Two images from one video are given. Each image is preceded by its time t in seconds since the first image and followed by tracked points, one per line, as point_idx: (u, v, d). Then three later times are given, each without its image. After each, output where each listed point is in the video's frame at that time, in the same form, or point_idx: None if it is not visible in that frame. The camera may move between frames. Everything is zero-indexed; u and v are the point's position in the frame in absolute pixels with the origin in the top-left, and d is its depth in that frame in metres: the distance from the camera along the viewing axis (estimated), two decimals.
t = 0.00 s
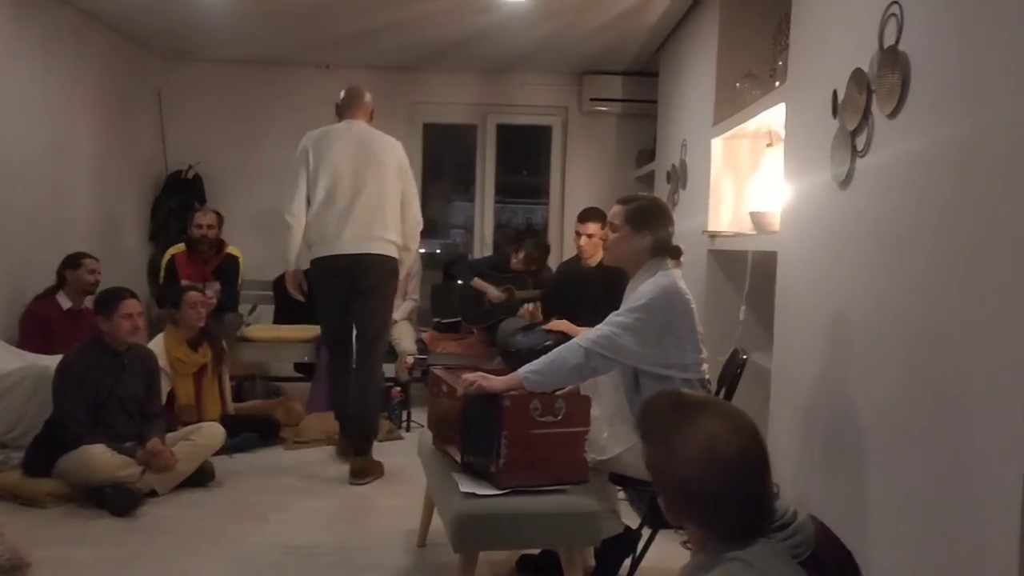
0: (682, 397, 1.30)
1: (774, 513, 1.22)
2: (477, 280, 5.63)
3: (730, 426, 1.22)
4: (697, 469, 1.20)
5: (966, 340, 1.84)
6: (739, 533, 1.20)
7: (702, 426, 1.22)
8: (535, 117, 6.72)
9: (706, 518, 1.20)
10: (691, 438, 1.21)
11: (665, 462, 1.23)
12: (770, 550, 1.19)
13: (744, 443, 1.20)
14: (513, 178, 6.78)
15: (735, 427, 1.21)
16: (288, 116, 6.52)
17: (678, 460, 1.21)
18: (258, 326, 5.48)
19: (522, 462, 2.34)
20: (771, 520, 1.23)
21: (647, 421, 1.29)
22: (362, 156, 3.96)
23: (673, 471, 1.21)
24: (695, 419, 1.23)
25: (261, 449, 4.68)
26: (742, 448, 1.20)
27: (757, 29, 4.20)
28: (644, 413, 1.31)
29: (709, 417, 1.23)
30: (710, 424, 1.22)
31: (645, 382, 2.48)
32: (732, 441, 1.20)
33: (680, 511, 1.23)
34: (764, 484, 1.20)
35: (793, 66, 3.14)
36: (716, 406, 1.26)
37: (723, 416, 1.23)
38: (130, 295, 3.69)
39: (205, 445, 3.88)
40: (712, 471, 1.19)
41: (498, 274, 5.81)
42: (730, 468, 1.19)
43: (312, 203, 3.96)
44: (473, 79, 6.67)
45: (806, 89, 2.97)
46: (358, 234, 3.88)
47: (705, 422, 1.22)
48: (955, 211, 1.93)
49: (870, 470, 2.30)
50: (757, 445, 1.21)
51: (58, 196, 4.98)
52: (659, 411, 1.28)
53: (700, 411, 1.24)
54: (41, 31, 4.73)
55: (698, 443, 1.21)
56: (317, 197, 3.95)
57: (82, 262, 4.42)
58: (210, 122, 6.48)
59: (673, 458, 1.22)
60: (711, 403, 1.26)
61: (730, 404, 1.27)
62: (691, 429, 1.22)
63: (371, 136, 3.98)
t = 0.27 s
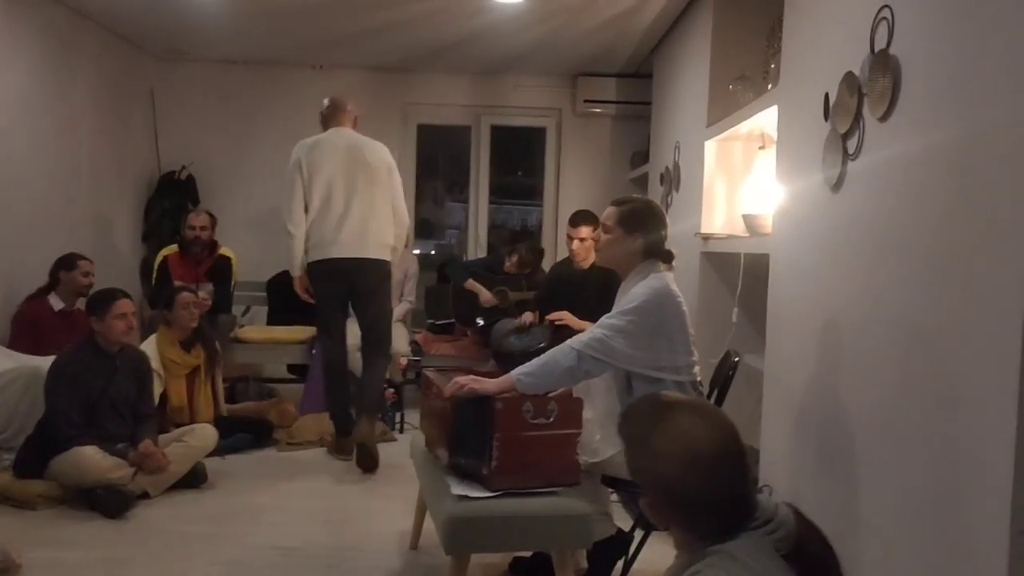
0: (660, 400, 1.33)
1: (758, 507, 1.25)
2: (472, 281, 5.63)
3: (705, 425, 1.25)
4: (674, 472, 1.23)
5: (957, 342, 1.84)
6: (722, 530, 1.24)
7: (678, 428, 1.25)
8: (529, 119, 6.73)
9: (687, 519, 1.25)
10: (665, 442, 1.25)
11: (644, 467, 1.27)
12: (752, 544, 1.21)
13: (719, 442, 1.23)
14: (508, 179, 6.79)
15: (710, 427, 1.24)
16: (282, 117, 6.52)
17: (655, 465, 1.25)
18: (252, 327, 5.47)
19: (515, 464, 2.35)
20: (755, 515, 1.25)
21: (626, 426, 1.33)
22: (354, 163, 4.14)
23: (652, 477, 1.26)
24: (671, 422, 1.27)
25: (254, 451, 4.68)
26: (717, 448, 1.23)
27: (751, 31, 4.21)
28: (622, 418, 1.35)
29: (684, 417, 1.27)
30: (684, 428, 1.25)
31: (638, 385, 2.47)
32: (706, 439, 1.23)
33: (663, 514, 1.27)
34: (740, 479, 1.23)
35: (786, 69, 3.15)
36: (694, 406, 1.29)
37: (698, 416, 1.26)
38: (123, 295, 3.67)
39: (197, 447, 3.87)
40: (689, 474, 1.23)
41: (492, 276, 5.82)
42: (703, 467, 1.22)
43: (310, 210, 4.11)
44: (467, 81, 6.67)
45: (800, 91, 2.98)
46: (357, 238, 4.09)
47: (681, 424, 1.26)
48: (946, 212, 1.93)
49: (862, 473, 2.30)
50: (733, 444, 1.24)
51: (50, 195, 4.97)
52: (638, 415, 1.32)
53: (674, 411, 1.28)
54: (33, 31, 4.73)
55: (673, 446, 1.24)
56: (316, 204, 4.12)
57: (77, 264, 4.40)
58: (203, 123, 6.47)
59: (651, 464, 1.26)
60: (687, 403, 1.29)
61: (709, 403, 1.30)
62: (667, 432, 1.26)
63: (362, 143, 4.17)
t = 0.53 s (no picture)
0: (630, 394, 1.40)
1: (727, 505, 1.32)
2: (467, 282, 5.64)
3: (674, 423, 1.31)
4: (642, 465, 1.30)
5: (946, 346, 1.85)
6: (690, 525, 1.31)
7: (646, 422, 1.32)
8: (526, 120, 6.73)
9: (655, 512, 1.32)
10: (632, 435, 1.32)
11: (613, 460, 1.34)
12: (727, 549, 1.26)
13: (685, 436, 1.31)
14: (505, 180, 6.79)
15: (677, 421, 1.31)
16: (279, 118, 6.52)
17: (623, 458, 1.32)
18: (248, 329, 5.47)
19: (507, 466, 2.36)
20: (725, 512, 1.31)
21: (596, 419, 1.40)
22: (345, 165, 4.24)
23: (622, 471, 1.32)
24: (639, 415, 1.33)
25: (249, 453, 4.68)
26: (683, 442, 1.30)
27: (746, 33, 4.21)
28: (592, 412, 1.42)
29: (655, 413, 1.33)
30: (652, 421, 1.32)
31: (631, 387, 2.46)
32: (674, 436, 1.30)
33: (634, 507, 1.34)
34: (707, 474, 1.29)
35: (779, 71, 3.15)
36: (663, 401, 1.36)
37: (666, 411, 1.32)
38: (118, 297, 3.67)
39: (191, 449, 3.88)
40: (657, 467, 1.30)
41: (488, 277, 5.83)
42: (672, 464, 1.29)
43: (304, 213, 4.18)
44: (463, 82, 6.67)
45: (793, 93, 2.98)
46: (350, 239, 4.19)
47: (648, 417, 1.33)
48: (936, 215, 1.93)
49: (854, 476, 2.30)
50: (700, 439, 1.31)
51: (45, 197, 4.97)
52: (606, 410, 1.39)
53: (645, 407, 1.34)
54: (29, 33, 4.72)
55: (641, 440, 1.31)
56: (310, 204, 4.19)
57: (68, 267, 4.40)
58: (200, 124, 6.47)
59: (619, 457, 1.33)
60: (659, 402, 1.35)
61: (676, 399, 1.37)
62: (635, 425, 1.32)
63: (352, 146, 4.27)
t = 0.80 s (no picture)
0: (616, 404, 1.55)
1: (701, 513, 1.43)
2: (462, 286, 5.66)
3: (652, 427, 1.45)
4: (625, 468, 1.43)
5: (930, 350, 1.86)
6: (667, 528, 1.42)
7: (629, 428, 1.46)
8: (520, 124, 6.74)
9: (633, 512, 1.43)
10: (617, 439, 1.45)
11: (597, 463, 1.46)
12: (698, 554, 1.38)
13: (665, 441, 1.44)
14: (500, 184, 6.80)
15: (660, 428, 1.45)
16: (273, 123, 6.53)
17: (607, 461, 1.44)
18: (242, 333, 5.47)
19: (497, 471, 2.36)
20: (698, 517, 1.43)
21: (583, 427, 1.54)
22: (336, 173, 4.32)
23: (605, 473, 1.45)
24: (623, 422, 1.47)
25: (243, 458, 4.68)
26: (663, 446, 1.43)
27: (737, 38, 4.22)
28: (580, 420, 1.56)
29: (634, 418, 1.48)
30: (636, 427, 1.46)
31: (621, 390, 2.47)
32: (651, 438, 1.44)
33: (613, 509, 1.45)
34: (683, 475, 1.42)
35: (770, 75, 3.15)
36: (646, 411, 1.50)
37: (648, 419, 1.47)
38: (107, 302, 3.68)
39: (184, 454, 3.88)
40: (637, 469, 1.42)
41: (482, 281, 5.84)
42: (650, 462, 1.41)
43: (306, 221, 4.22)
44: (458, 87, 6.69)
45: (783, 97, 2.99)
46: (346, 247, 4.30)
47: (632, 424, 1.46)
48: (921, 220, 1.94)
49: (842, 480, 2.31)
50: (679, 445, 1.44)
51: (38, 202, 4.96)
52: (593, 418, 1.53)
53: (625, 412, 1.49)
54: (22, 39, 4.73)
55: (625, 444, 1.44)
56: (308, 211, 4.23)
57: (54, 271, 4.42)
58: (195, 130, 6.48)
59: (603, 460, 1.45)
60: (638, 410, 1.50)
61: (658, 410, 1.52)
62: (619, 430, 1.46)
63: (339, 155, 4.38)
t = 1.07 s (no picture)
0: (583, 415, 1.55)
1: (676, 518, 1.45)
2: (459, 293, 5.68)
3: (625, 439, 1.45)
4: (595, 482, 1.43)
5: (912, 352, 1.87)
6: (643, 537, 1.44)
7: (597, 443, 1.45)
8: (516, 131, 6.76)
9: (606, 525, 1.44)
10: (585, 455, 1.45)
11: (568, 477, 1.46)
12: (680, 557, 1.41)
13: (633, 454, 1.44)
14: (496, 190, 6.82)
15: (627, 441, 1.45)
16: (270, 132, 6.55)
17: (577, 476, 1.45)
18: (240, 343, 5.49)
19: (487, 478, 2.38)
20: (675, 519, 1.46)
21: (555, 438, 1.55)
22: (309, 188, 4.72)
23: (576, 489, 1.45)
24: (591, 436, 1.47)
25: (242, 467, 4.70)
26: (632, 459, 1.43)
27: (728, 41, 4.24)
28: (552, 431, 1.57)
29: (605, 432, 1.47)
30: (603, 442, 1.45)
31: (610, 394, 2.48)
32: (626, 450, 1.44)
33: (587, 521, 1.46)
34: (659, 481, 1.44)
35: (757, 79, 3.17)
36: (612, 422, 1.49)
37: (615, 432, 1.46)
38: (97, 313, 3.70)
39: (181, 464, 3.90)
40: (608, 483, 1.42)
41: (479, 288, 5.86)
42: (628, 475, 1.42)
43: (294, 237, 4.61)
44: (453, 94, 6.71)
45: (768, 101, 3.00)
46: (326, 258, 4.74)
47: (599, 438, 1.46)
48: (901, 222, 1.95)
49: (831, 482, 2.32)
50: (647, 457, 1.44)
51: (37, 216, 4.98)
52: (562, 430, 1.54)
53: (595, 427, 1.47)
54: (19, 53, 4.75)
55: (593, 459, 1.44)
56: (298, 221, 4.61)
57: (43, 287, 4.44)
58: (192, 141, 6.50)
59: (574, 475, 1.45)
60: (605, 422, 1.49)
61: (625, 420, 1.51)
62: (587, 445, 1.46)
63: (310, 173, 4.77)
